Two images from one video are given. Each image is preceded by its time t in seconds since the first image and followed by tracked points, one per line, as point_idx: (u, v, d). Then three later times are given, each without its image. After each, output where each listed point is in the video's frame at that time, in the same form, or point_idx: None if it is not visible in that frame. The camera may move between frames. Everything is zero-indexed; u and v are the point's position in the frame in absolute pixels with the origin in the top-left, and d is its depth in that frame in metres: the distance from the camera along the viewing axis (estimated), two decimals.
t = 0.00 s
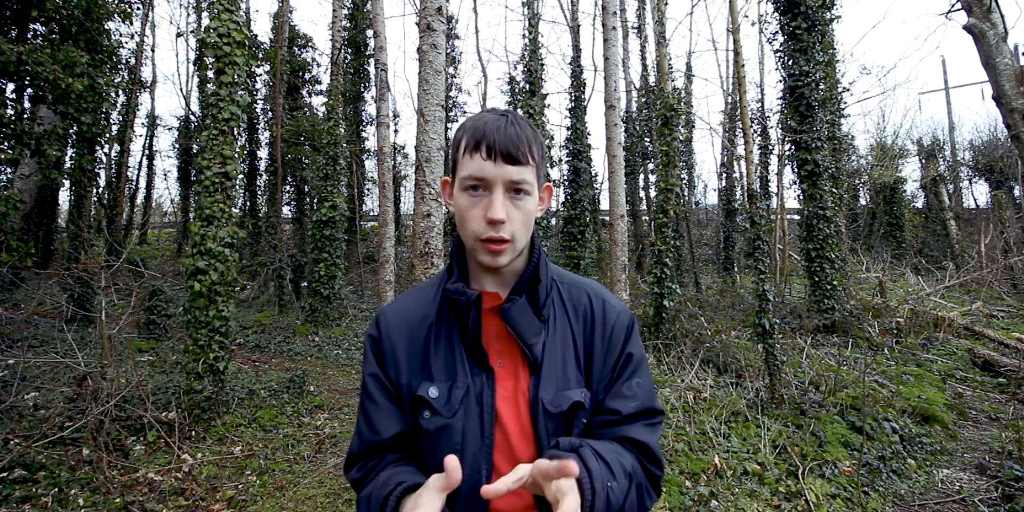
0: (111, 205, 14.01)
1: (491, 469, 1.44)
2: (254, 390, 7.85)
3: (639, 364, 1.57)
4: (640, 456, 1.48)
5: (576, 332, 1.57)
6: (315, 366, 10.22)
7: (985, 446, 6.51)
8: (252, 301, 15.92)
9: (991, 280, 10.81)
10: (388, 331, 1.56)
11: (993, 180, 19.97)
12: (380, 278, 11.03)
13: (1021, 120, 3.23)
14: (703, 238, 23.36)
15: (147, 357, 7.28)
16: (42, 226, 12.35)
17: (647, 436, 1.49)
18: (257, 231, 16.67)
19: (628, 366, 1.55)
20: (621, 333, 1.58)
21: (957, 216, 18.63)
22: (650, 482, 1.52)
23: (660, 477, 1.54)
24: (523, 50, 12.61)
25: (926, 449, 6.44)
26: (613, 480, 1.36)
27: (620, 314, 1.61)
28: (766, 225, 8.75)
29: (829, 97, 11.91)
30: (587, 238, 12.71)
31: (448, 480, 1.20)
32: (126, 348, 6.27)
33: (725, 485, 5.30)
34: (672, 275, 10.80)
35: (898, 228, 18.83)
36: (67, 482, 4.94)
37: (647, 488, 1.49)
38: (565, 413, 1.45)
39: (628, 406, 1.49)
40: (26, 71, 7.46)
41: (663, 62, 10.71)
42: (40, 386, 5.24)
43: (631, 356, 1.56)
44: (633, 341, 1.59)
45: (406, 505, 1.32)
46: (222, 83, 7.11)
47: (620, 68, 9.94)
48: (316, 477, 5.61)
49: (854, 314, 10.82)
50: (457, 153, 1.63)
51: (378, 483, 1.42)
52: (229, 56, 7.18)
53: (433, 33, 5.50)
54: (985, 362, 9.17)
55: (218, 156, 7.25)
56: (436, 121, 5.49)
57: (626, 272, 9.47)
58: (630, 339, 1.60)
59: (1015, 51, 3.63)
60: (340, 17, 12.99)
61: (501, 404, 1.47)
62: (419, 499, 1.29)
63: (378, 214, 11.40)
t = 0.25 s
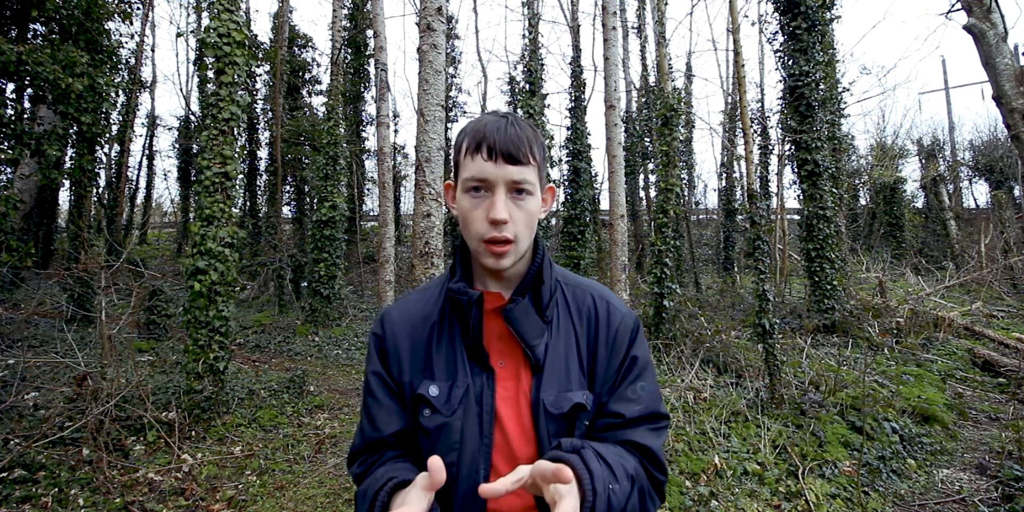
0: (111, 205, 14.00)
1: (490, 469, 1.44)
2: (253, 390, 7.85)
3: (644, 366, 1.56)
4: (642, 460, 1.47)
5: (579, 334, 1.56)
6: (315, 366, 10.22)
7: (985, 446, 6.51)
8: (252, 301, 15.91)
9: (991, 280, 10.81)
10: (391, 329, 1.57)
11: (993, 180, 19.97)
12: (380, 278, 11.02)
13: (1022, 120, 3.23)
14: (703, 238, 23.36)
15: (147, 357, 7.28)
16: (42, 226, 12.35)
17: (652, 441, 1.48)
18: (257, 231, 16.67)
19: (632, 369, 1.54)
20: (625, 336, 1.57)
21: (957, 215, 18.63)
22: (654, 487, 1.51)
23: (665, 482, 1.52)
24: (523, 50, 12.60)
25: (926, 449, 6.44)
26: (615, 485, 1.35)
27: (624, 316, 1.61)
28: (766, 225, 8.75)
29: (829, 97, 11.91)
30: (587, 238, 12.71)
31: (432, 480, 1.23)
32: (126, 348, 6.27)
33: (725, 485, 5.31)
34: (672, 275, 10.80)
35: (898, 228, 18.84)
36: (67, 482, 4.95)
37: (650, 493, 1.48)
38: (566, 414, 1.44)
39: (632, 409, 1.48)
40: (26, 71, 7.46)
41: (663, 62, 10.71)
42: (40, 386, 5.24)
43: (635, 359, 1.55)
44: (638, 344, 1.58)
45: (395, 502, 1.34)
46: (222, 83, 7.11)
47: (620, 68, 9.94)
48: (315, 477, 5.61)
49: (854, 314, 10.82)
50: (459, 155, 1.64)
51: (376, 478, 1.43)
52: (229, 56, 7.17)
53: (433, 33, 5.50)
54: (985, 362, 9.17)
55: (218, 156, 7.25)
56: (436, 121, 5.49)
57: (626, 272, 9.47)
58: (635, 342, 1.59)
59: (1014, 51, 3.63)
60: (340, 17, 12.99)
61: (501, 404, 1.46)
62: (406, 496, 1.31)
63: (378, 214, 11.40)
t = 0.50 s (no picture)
0: (111, 205, 14.01)
1: (489, 465, 1.43)
2: (254, 390, 7.85)
3: (649, 364, 1.53)
4: (645, 464, 1.44)
5: (581, 332, 1.56)
6: (315, 366, 10.22)
7: (985, 446, 6.51)
8: (252, 301, 15.92)
9: (991, 280, 10.82)
10: (393, 326, 1.59)
11: (993, 180, 19.97)
12: (380, 278, 11.02)
13: (1021, 120, 3.22)
14: (703, 238, 23.37)
15: (147, 357, 7.28)
16: (42, 226, 12.35)
17: (657, 443, 1.46)
18: (257, 231, 16.68)
19: (636, 368, 1.51)
20: (628, 333, 1.55)
21: (957, 215, 18.63)
22: (659, 490, 1.48)
23: (671, 487, 1.49)
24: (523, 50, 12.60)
25: (926, 449, 6.44)
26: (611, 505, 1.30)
27: (628, 314, 1.59)
28: (766, 225, 8.75)
29: (829, 97, 11.91)
30: (587, 238, 12.71)
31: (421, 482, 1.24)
32: (126, 348, 6.27)
33: (724, 485, 5.31)
34: (672, 275, 10.80)
35: (898, 228, 18.84)
36: (67, 483, 4.95)
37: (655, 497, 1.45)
38: (566, 412, 1.43)
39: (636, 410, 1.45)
40: (26, 71, 7.46)
41: (663, 62, 10.71)
42: (40, 386, 5.25)
43: (640, 357, 1.53)
44: (642, 341, 1.56)
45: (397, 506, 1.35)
46: (222, 83, 7.12)
47: (620, 68, 9.94)
48: (316, 477, 5.61)
49: (854, 314, 10.82)
50: (457, 158, 1.65)
51: (375, 478, 1.43)
52: (229, 56, 7.17)
53: (433, 33, 5.49)
54: (985, 362, 9.17)
55: (218, 156, 7.25)
56: (436, 121, 5.49)
57: (626, 272, 9.48)
58: (639, 339, 1.57)
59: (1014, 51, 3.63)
60: (340, 17, 12.99)
61: (500, 401, 1.45)
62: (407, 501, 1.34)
63: (378, 214, 11.40)
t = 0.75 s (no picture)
0: (111, 205, 14.01)
1: (488, 466, 1.42)
2: (254, 390, 7.85)
3: (647, 363, 1.53)
4: (649, 457, 1.42)
5: (579, 331, 1.56)
6: (315, 366, 10.22)
7: (985, 446, 6.51)
8: (252, 301, 15.92)
9: (990, 281, 10.81)
10: (393, 329, 1.59)
11: (993, 180, 19.98)
12: (380, 278, 11.02)
13: (1021, 120, 3.22)
14: (703, 238, 23.37)
15: (147, 357, 7.28)
16: (42, 226, 12.35)
17: (659, 439, 1.44)
18: (257, 231, 16.69)
19: (634, 366, 1.51)
20: (626, 332, 1.56)
21: (957, 215, 18.63)
22: (662, 486, 1.46)
23: (672, 482, 1.48)
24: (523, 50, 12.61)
25: (926, 449, 6.44)
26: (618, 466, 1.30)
27: (625, 314, 1.60)
28: (766, 225, 8.75)
29: (829, 97, 11.91)
30: (587, 238, 12.71)
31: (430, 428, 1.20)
32: (126, 348, 6.27)
33: (725, 485, 5.31)
34: (672, 275, 10.80)
35: (898, 228, 18.85)
36: (67, 482, 4.95)
37: (658, 493, 1.43)
38: (566, 409, 1.42)
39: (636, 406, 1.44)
40: (26, 71, 7.47)
41: (663, 62, 10.71)
42: (40, 386, 5.25)
43: (638, 355, 1.53)
44: (640, 340, 1.57)
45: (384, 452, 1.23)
46: (222, 83, 7.12)
47: (620, 68, 9.94)
48: (316, 477, 5.61)
49: (854, 314, 10.82)
50: (451, 163, 1.65)
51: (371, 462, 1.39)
52: (229, 56, 7.17)
53: (433, 33, 5.49)
54: (985, 362, 9.17)
55: (218, 156, 7.25)
56: (436, 121, 5.48)
57: (626, 272, 9.48)
58: (637, 339, 1.57)
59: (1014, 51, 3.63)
60: (340, 17, 12.99)
61: (499, 400, 1.45)
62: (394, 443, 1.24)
63: (378, 214, 11.40)
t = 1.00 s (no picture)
0: (111, 205, 14.00)
1: (491, 466, 1.42)
2: (254, 390, 7.85)
3: (644, 359, 1.56)
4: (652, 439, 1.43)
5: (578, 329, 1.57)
6: (315, 366, 10.22)
7: (985, 446, 6.51)
8: (252, 301, 15.91)
9: (990, 280, 10.82)
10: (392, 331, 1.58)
11: (993, 180, 19.99)
12: (380, 278, 11.02)
13: (1021, 121, 3.23)
14: (703, 238, 23.37)
15: (147, 357, 7.28)
16: (42, 226, 12.35)
17: (659, 426, 1.46)
18: (257, 231, 16.68)
19: (633, 360, 1.53)
20: (623, 329, 1.58)
21: (957, 215, 18.63)
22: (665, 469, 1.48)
23: (674, 464, 1.51)
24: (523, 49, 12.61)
25: (926, 449, 6.44)
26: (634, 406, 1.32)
27: (622, 311, 1.61)
28: (767, 225, 8.74)
29: (829, 97, 11.91)
30: (587, 238, 12.70)
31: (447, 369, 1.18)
32: (126, 348, 6.27)
33: (725, 485, 5.31)
34: (672, 275, 10.80)
35: (898, 228, 18.87)
36: (67, 482, 4.94)
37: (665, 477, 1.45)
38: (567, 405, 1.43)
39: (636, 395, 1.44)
40: (26, 71, 7.47)
41: (663, 62, 10.71)
42: (40, 386, 5.25)
43: (635, 350, 1.55)
44: (636, 336, 1.59)
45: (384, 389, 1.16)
46: (222, 83, 7.12)
47: (620, 68, 9.94)
48: (315, 478, 5.61)
49: (854, 314, 10.82)
50: (451, 165, 1.64)
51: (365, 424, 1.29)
52: (229, 56, 7.17)
53: (433, 33, 5.49)
54: (985, 362, 9.17)
55: (218, 156, 7.25)
56: (436, 121, 5.48)
57: (626, 272, 9.48)
58: (633, 335, 1.59)
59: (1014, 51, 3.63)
60: (340, 17, 13.00)
61: (501, 400, 1.45)
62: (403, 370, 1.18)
63: (378, 214, 11.41)
